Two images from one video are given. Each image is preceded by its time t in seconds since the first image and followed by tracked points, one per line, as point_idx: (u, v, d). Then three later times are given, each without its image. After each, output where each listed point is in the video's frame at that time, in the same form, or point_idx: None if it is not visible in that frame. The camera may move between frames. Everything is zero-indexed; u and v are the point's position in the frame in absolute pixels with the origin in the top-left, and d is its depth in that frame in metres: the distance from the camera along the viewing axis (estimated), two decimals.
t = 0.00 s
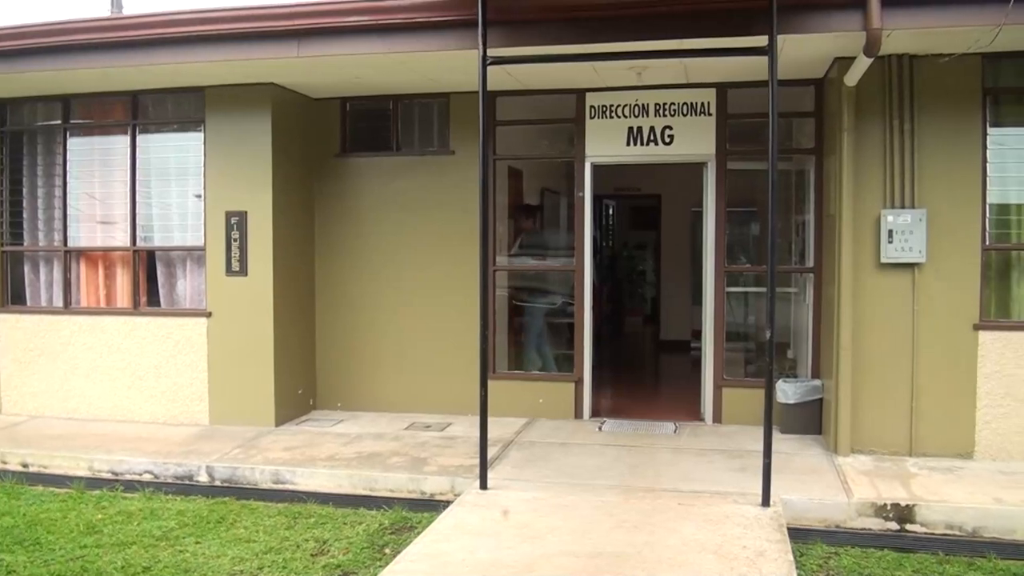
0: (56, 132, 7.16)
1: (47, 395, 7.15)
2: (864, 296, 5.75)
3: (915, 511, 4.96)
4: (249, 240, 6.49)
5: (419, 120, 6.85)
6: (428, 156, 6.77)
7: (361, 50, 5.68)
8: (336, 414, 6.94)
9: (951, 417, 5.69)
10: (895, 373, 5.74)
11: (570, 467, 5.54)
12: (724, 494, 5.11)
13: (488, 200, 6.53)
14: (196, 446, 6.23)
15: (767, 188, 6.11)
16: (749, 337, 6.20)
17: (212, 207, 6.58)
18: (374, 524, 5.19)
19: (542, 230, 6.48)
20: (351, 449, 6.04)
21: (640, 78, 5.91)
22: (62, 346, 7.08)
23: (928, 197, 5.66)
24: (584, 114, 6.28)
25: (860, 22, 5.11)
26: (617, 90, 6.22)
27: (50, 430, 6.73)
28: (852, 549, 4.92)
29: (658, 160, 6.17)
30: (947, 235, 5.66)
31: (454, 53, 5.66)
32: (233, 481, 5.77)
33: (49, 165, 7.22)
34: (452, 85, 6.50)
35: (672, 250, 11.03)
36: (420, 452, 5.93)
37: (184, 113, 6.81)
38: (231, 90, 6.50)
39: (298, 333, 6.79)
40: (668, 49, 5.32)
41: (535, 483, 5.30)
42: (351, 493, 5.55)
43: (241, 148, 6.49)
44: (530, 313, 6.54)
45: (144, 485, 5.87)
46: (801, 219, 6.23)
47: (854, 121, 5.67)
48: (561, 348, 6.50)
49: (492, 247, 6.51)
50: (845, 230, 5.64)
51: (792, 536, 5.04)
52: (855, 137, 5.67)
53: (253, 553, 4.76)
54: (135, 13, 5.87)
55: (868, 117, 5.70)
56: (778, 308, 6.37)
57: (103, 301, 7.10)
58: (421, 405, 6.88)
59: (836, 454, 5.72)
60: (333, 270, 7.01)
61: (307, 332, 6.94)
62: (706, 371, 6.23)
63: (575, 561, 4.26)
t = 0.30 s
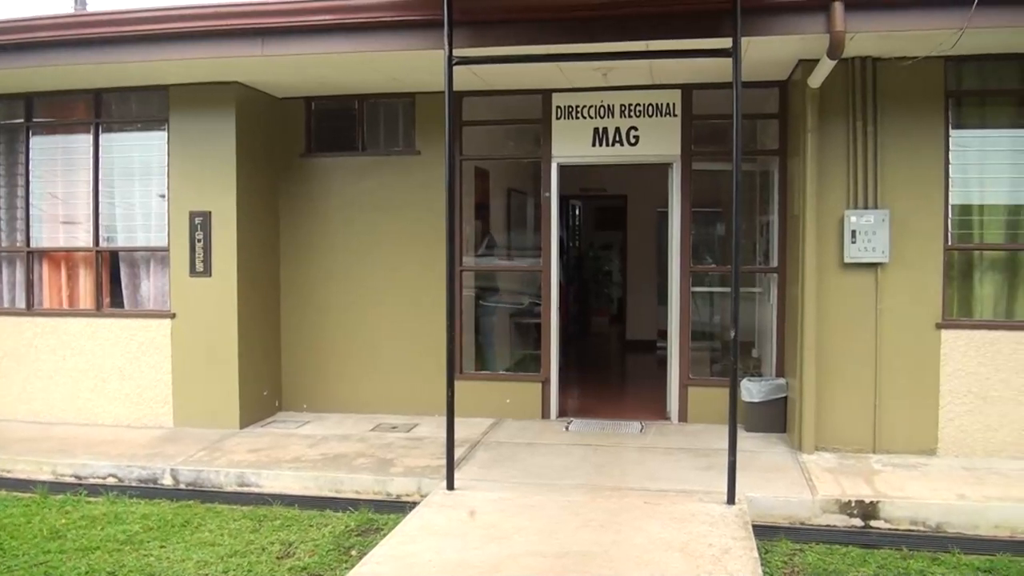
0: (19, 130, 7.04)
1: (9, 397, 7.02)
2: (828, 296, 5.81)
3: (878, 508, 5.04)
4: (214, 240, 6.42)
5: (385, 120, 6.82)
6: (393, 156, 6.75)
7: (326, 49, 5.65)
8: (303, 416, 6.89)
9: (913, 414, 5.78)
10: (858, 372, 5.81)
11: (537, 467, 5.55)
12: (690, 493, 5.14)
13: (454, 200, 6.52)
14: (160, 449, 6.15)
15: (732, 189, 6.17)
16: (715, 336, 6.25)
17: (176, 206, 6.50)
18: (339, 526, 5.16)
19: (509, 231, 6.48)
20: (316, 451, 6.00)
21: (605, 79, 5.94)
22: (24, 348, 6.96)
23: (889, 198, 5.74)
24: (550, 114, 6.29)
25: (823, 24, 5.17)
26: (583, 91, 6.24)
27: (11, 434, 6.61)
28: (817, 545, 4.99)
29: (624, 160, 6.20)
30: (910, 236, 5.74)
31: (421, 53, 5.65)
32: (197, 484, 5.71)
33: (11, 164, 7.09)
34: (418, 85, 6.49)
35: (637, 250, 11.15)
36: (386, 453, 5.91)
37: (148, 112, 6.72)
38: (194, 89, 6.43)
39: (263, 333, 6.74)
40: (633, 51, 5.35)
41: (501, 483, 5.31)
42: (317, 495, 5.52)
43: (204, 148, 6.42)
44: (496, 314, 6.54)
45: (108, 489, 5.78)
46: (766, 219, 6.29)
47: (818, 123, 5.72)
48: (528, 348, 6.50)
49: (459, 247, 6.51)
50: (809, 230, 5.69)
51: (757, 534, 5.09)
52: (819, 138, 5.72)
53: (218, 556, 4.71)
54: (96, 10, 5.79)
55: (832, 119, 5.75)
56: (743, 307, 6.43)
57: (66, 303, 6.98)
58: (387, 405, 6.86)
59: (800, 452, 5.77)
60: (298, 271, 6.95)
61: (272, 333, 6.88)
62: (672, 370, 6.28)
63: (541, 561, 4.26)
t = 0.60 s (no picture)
0: None
1: None
2: (793, 295, 5.85)
3: (843, 504, 5.09)
4: (179, 240, 6.35)
5: (351, 120, 6.79)
6: (359, 156, 6.72)
7: (291, 48, 5.61)
8: (269, 417, 6.84)
9: (875, 412, 5.84)
10: (822, 371, 5.86)
11: (505, 466, 5.55)
12: (656, 491, 5.17)
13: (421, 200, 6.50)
14: (125, 452, 6.07)
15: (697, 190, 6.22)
16: (680, 335, 6.30)
17: (140, 206, 6.42)
18: (306, 528, 5.12)
19: (476, 231, 6.48)
20: (282, 452, 5.96)
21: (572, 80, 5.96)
22: None
23: (851, 199, 5.80)
24: (517, 115, 6.30)
25: (788, 27, 5.23)
26: (550, 91, 6.26)
27: None
28: (783, 542, 5.04)
29: (590, 161, 6.23)
30: (874, 236, 5.81)
31: (388, 52, 5.63)
32: (162, 487, 5.64)
33: None
34: (385, 85, 6.47)
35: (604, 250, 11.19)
36: (353, 454, 5.88)
37: (111, 110, 6.61)
38: (158, 87, 6.35)
39: (228, 334, 6.68)
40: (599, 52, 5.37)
41: (468, 484, 5.30)
42: (283, 496, 5.48)
43: (169, 147, 6.35)
44: (464, 314, 6.54)
45: (72, 493, 5.69)
46: (731, 219, 6.34)
47: (783, 124, 5.76)
48: (496, 348, 6.50)
49: (426, 247, 6.49)
50: (774, 230, 5.75)
51: (723, 531, 5.13)
52: (783, 139, 5.77)
53: (183, 560, 4.66)
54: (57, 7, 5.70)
55: (797, 120, 5.80)
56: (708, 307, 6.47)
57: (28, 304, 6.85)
58: (354, 406, 6.83)
59: (766, 450, 5.82)
60: (265, 271, 6.90)
61: (237, 333, 6.82)
62: (638, 370, 6.31)
63: (508, 561, 4.26)
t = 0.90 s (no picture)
0: None
1: None
2: (761, 296, 5.89)
3: (811, 502, 5.14)
4: (145, 241, 6.29)
5: (319, 119, 6.76)
6: (327, 156, 6.70)
7: (259, 47, 5.58)
8: (238, 419, 6.79)
9: (841, 411, 5.90)
10: (790, 370, 5.91)
11: (475, 466, 5.55)
12: (625, 490, 5.19)
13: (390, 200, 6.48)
14: (91, 455, 5.99)
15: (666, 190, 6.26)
16: (649, 335, 6.32)
17: (106, 206, 6.34)
18: (274, 530, 5.09)
19: (446, 231, 6.48)
20: (250, 454, 5.92)
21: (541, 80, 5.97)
22: None
23: (818, 199, 5.85)
24: (486, 115, 6.30)
25: (754, 29, 5.27)
26: (519, 91, 6.26)
27: None
28: (751, 539, 5.08)
29: (559, 161, 6.24)
30: (841, 236, 5.86)
31: (357, 52, 5.61)
32: (129, 491, 5.57)
33: None
34: (354, 85, 6.45)
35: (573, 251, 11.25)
36: (321, 455, 5.85)
37: (78, 109, 6.53)
38: (125, 86, 6.28)
39: (195, 335, 6.61)
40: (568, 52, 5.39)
41: (438, 484, 5.29)
42: (252, 499, 5.44)
43: (135, 146, 6.28)
44: (434, 314, 6.53)
45: (38, 497, 5.61)
46: (699, 220, 6.38)
47: (750, 125, 5.80)
48: (466, 348, 6.50)
49: (396, 247, 6.48)
50: (741, 230, 5.79)
51: (692, 530, 5.16)
52: (750, 140, 5.81)
53: (150, 564, 4.61)
54: (20, 4, 5.62)
55: (765, 121, 5.85)
56: (677, 307, 6.50)
57: None
58: (322, 408, 6.79)
59: (735, 448, 5.86)
60: (233, 272, 6.84)
61: (205, 335, 6.76)
62: (608, 370, 6.33)
63: (478, 561, 4.26)
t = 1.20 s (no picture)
0: None
1: None
2: (731, 295, 5.94)
3: (781, 500, 5.19)
4: (114, 241, 6.22)
5: (290, 118, 6.74)
6: (298, 155, 6.67)
7: (229, 46, 5.54)
8: (207, 421, 6.74)
9: (809, 411, 5.96)
10: (760, 369, 5.95)
11: (446, 467, 5.55)
12: (597, 489, 5.21)
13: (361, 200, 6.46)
14: (60, 458, 5.92)
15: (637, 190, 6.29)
16: (620, 334, 6.36)
17: (74, 206, 6.27)
18: (245, 533, 5.06)
19: (417, 231, 6.48)
20: (221, 456, 5.89)
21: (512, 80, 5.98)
22: None
23: (787, 200, 5.90)
24: (458, 115, 6.29)
25: (724, 30, 5.30)
26: (490, 92, 6.26)
27: None
28: (722, 537, 5.11)
29: (531, 162, 6.26)
30: (810, 237, 5.91)
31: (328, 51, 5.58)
32: (98, 494, 5.51)
33: None
34: (325, 84, 6.43)
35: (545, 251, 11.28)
36: (292, 457, 5.84)
37: (46, 107, 6.45)
38: (93, 84, 6.21)
39: (165, 336, 6.56)
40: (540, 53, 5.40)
41: (409, 485, 5.28)
42: (222, 501, 5.41)
43: (103, 146, 6.21)
44: (405, 315, 6.52)
45: (6, 501, 5.53)
46: (670, 220, 6.41)
47: (719, 127, 5.84)
48: (438, 348, 6.50)
49: (367, 247, 6.46)
50: (711, 231, 5.82)
51: (663, 529, 5.18)
52: (720, 141, 5.84)
53: (119, 568, 4.56)
54: None
55: (734, 121, 5.88)
56: (648, 307, 6.53)
57: None
58: (293, 409, 6.76)
59: (705, 447, 5.89)
60: (203, 273, 6.79)
61: (174, 336, 6.70)
62: (579, 370, 6.35)
63: (449, 562, 4.25)
